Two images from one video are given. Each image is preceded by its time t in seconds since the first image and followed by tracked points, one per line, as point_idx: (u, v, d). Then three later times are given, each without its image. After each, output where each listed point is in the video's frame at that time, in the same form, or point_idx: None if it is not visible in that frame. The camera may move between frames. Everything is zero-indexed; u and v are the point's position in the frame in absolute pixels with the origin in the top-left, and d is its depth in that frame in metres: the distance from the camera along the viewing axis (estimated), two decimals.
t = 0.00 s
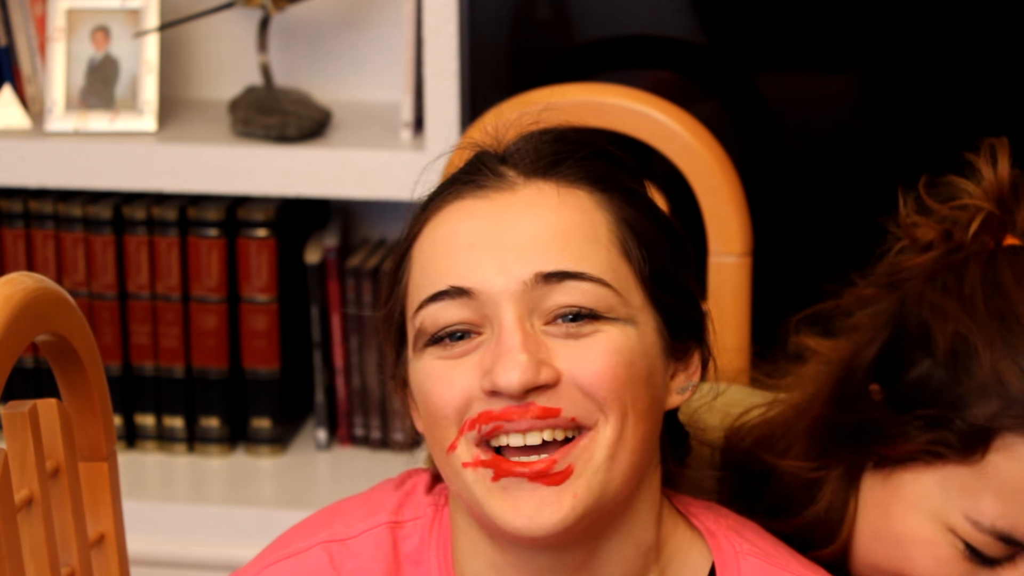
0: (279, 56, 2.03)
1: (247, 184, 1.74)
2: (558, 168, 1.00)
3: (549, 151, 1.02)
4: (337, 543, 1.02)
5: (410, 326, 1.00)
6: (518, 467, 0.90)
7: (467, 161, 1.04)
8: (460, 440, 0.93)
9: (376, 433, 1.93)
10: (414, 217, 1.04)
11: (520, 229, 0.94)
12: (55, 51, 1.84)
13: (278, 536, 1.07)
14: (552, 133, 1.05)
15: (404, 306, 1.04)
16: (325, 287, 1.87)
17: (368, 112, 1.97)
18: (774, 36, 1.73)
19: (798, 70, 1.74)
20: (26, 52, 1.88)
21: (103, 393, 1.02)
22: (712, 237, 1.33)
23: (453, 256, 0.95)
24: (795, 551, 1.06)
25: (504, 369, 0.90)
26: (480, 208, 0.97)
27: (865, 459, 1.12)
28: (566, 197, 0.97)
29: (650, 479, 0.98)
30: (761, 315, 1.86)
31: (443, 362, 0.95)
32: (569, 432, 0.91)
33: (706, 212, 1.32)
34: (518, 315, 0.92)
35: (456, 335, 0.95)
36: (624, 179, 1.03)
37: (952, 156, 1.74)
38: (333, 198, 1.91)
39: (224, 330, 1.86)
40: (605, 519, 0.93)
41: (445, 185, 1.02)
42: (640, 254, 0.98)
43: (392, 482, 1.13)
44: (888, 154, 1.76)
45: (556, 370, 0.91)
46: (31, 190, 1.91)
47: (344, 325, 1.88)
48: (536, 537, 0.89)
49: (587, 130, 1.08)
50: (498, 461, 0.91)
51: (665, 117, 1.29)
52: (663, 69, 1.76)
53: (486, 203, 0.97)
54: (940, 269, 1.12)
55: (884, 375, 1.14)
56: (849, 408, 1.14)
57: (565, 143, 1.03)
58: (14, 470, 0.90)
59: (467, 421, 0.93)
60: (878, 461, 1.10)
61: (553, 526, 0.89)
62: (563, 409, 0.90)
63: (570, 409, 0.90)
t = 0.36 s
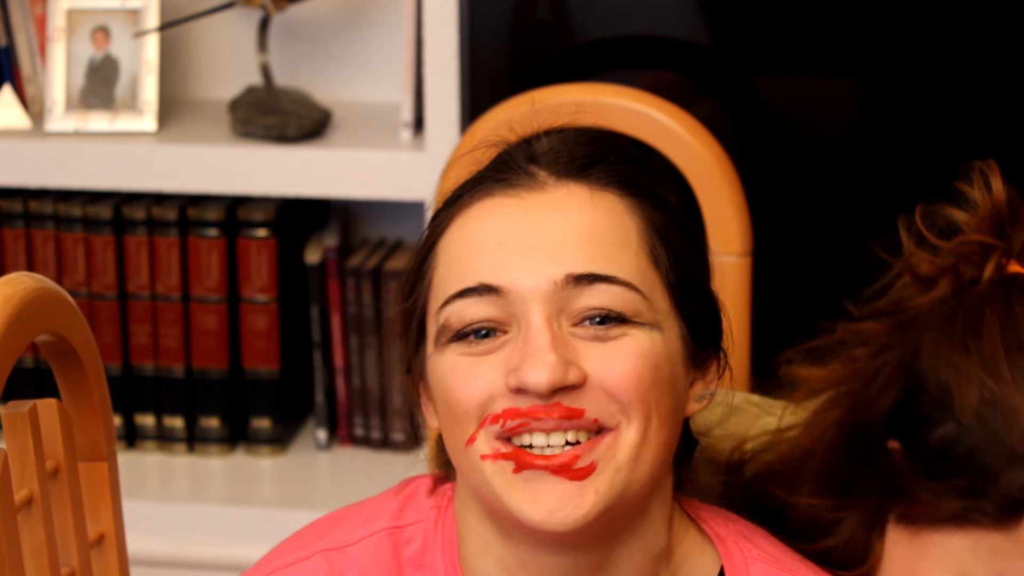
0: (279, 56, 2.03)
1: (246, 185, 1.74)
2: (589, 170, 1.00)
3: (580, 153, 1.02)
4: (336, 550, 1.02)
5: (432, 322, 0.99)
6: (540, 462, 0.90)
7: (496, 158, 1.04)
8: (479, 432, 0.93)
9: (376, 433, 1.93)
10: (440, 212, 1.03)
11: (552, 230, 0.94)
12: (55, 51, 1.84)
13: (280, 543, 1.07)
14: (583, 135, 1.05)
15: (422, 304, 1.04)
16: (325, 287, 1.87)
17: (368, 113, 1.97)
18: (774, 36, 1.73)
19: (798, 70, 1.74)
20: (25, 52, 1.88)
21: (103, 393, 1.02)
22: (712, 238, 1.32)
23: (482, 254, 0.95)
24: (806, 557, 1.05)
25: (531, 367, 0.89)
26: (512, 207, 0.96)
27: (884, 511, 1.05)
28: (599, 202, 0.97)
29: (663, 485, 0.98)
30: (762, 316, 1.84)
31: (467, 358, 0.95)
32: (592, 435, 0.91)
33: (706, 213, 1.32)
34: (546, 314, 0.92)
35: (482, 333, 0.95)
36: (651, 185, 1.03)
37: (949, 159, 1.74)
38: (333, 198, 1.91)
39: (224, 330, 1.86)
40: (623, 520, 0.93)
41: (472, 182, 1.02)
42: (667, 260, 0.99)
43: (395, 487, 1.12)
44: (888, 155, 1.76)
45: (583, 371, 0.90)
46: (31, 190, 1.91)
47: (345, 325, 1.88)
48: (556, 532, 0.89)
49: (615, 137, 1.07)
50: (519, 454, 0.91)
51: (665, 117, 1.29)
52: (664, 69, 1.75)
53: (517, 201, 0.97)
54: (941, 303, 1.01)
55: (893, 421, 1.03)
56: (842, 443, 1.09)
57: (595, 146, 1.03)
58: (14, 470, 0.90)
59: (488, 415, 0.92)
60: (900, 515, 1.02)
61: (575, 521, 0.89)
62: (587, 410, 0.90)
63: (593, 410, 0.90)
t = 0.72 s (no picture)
0: (279, 56, 2.03)
1: (247, 185, 1.74)
2: (598, 172, 1.00)
3: (590, 155, 1.02)
4: (327, 563, 0.99)
5: (432, 316, 0.99)
6: (531, 465, 0.88)
7: (505, 155, 1.04)
8: (473, 428, 0.92)
9: (376, 433, 1.93)
10: (446, 207, 1.03)
11: (557, 227, 0.94)
12: (55, 51, 1.84)
13: (270, 552, 1.03)
14: (594, 138, 1.05)
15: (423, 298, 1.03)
16: (326, 287, 1.87)
17: (368, 112, 1.97)
18: (774, 36, 1.73)
19: (799, 69, 1.74)
20: (26, 52, 1.87)
21: (103, 393, 1.02)
22: (712, 239, 1.32)
23: (485, 246, 0.95)
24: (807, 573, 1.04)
25: (528, 360, 0.89)
26: (518, 201, 0.96)
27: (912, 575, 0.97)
28: (607, 202, 0.97)
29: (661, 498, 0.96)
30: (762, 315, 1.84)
31: (463, 352, 0.94)
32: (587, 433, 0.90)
33: (706, 213, 1.32)
34: (546, 309, 0.92)
35: (479, 329, 0.94)
36: (660, 193, 1.03)
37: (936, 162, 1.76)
38: (333, 198, 1.91)
39: (224, 330, 1.87)
40: (616, 531, 0.91)
41: (482, 177, 1.02)
42: (672, 266, 0.98)
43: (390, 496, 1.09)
44: (888, 155, 1.76)
45: (581, 368, 0.90)
46: (31, 190, 1.91)
47: (345, 325, 1.88)
48: (545, 537, 0.87)
49: (621, 140, 1.07)
50: (511, 456, 0.89)
51: (665, 117, 1.29)
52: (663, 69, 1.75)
53: (524, 196, 0.97)
54: (969, 366, 0.93)
55: (918, 488, 0.97)
56: (861, 507, 1.02)
57: (606, 149, 1.03)
58: (14, 470, 0.90)
59: (482, 409, 0.91)
60: None
61: (565, 526, 0.87)
62: (582, 410, 0.89)
63: (589, 409, 0.89)
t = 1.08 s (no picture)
0: (279, 56, 2.03)
1: (247, 185, 1.74)
2: (619, 169, 0.97)
3: (611, 151, 0.99)
4: (329, 560, 0.99)
5: (442, 306, 0.97)
6: (530, 461, 0.86)
7: (528, 146, 1.01)
8: (474, 425, 0.89)
9: (376, 433, 1.93)
10: (465, 197, 1.01)
11: (570, 223, 0.92)
12: (55, 51, 1.84)
13: (273, 546, 1.03)
14: (619, 135, 1.02)
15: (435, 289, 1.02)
16: (325, 287, 1.87)
17: (369, 113, 1.97)
18: (775, 34, 1.72)
19: (799, 68, 1.74)
20: (26, 51, 1.87)
21: (103, 393, 1.02)
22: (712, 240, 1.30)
23: (497, 239, 0.93)
24: None
25: (530, 357, 0.87)
26: (534, 195, 0.94)
27: None
28: (623, 200, 0.94)
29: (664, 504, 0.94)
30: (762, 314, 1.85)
31: (468, 345, 0.92)
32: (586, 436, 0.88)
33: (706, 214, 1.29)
34: (553, 307, 0.90)
35: (484, 325, 0.92)
36: (681, 195, 1.00)
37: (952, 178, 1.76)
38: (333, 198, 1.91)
39: (224, 330, 1.86)
40: (615, 535, 0.89)
41: (501, 168, 1.00)
42: (687, 269, 0.96)
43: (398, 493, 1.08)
44: (888, 155, 1.76)
45: (583, 366, 0.88)
46: (31, 190, 1.91)
47: (344, 325, 1.88)
48: (539, 535, 0.85)
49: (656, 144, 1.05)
50: (512, 450, 0.87)
51: (663, 116, 1.28)
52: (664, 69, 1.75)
53: (540, 190, 0.94)
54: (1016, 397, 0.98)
55: (948, 515, 1.02)
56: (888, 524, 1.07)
57: (628, 145, 1.00)
58: (14, 471, 0.90)
59: (484, 406, 0.89)
60: None
61: (559, 525, 0.84)
62: (581, 411, 0.87)
63: (588, 410, 0.87)
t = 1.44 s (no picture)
0: (279, 56, 2.03)
1: (247, 185, 1.74)
2: (627, 203, 0.94)
3: (618, 182, 0.95)
4: None
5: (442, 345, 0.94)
6: (539, 519, 0.87)
7: (530, 173, 0.97)
8: (479, 474, 0.89)
9: (376, 433, 1.93)
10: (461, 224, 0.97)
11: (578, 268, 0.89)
12: (55, 51, 1.84)
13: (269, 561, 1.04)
14: (627, 164, 0.98)
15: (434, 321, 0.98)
16: (325, 287, 1.87)
17: (368, 113, 1.97)
18: (775, 35, 1.73)
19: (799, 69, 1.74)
20: (26, 51, 1.87)
21: (103, 393, 1.02)
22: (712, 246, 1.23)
23: (502, 282, 0.90)
24: None
25: (540, 413, 0.86)
26: (541, 232, 0.91)
27: None
28: (633, 239, 0.91)
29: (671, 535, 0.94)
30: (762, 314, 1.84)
31: (472, 391, 0.90)
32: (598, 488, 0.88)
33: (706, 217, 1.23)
34: (561, 355, 0.87)
35: (489, 370, 0.90)
36: (690, 222, 0.97)
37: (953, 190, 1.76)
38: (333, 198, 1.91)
39: (224, 330, 1.87)
40: None
41: (503, 197, 0.96)
42: (698, 309, 0.93)
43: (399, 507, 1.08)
44: (888, 156, 1.76)
45: (594, 420, 0.86)
46: (31, 190, 1.90)
47: (345, 325, 1.88)
48: None
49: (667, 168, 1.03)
50: (519, 507, 0.88)
51: (662, 116, 1.24)
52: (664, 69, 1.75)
53: (546, 228, 0.91)
54: None
55: (966, 553, 0.98)
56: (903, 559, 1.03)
57: (635, 174, 0.97)
58: (14, 471, 0.90)
59: (489, 454, 0.88)
60: None
61: None
62: (595, 461, 0.86)
63: (601, 461, 0.87)
